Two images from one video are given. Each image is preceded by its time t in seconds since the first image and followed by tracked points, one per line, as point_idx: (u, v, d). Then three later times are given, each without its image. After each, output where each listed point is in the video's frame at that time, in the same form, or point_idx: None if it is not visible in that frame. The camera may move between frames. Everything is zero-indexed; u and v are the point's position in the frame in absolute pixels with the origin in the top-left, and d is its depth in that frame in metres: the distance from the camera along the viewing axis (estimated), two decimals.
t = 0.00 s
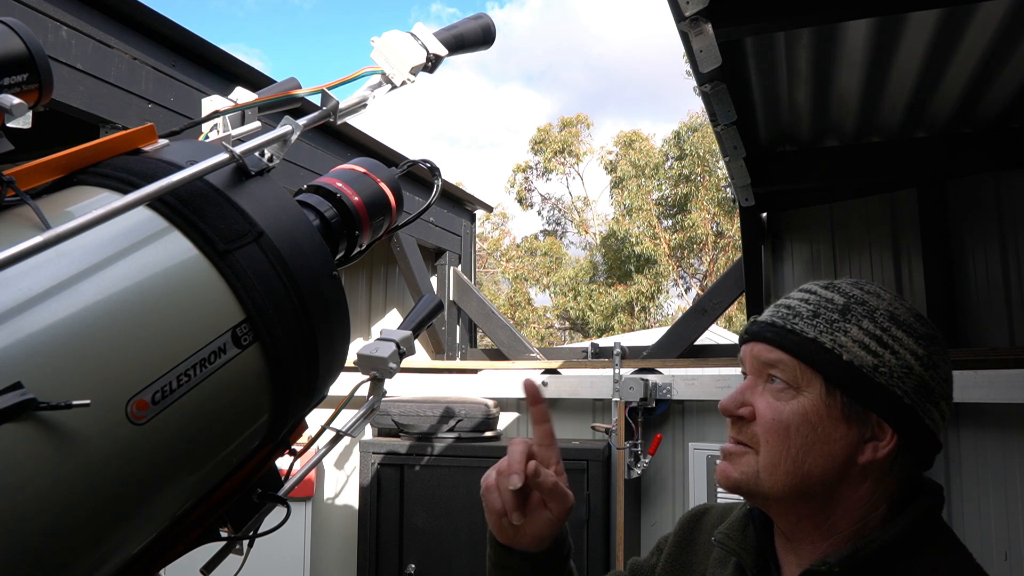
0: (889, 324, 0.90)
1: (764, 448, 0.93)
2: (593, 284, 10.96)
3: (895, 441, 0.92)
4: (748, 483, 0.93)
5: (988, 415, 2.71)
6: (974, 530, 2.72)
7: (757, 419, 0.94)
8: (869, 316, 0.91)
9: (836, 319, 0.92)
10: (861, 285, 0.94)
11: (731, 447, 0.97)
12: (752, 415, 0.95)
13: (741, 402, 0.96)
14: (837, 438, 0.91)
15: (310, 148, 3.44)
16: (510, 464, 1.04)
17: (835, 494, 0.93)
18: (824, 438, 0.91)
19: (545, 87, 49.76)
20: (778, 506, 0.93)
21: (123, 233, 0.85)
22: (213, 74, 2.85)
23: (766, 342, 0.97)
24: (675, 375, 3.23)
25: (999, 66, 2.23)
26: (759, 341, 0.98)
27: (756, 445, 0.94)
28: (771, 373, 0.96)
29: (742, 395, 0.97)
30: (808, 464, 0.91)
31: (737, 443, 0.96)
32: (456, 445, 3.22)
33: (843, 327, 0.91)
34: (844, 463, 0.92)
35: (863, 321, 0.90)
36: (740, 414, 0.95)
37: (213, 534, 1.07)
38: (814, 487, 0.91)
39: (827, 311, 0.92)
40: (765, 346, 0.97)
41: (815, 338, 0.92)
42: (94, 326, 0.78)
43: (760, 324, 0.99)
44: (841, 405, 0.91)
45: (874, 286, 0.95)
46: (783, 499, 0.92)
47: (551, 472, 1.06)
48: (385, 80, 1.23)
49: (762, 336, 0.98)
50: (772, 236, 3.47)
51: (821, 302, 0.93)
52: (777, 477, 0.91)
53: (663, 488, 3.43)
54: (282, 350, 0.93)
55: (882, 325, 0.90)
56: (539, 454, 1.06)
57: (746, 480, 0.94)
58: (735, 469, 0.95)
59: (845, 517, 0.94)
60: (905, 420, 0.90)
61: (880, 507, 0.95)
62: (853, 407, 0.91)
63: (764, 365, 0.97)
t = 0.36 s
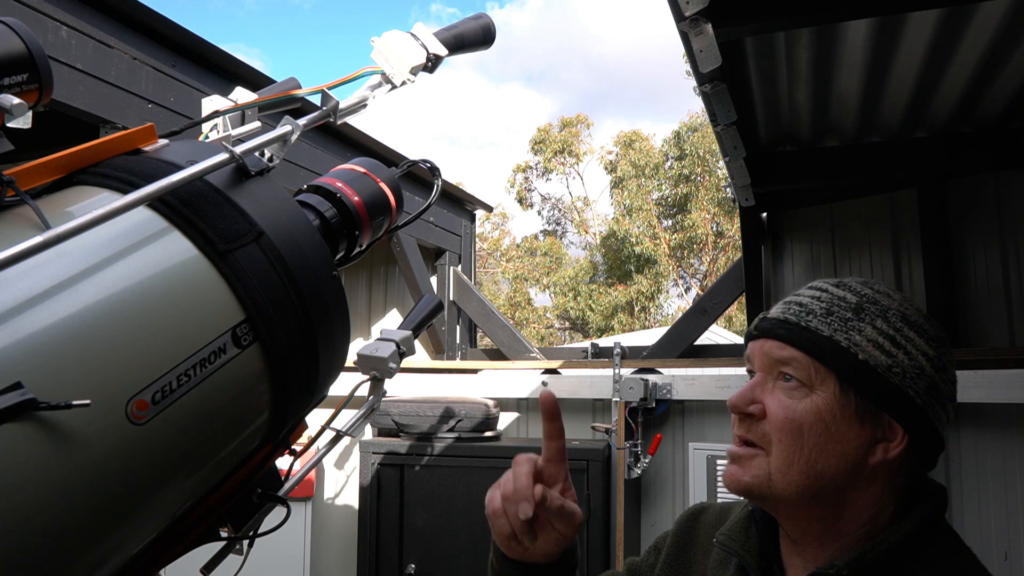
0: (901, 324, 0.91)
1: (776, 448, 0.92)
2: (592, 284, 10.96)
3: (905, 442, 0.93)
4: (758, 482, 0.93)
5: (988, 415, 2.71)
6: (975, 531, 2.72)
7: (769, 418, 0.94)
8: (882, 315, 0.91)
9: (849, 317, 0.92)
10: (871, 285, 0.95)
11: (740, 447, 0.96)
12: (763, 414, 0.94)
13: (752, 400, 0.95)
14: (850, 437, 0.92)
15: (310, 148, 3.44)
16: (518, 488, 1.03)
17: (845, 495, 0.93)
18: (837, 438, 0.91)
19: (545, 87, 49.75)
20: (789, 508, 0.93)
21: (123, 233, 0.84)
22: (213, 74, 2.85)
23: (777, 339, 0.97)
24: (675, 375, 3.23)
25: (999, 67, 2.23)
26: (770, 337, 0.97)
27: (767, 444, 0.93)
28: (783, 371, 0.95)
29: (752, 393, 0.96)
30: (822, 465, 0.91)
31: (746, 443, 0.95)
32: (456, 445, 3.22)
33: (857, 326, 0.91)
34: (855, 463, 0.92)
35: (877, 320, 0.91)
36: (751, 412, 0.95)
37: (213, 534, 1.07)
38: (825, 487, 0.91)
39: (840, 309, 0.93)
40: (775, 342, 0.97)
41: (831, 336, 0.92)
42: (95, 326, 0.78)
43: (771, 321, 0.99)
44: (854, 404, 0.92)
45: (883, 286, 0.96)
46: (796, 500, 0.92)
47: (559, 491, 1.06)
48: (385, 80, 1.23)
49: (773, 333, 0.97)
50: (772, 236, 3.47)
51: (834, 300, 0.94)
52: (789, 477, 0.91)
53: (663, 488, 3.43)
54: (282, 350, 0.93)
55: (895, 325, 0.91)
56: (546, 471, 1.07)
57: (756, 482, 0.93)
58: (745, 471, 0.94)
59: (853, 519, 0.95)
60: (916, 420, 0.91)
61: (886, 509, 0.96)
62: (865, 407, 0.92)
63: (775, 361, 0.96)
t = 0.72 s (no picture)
0: (909, 324, 0.91)
1: (781, 448, 0.93)
2: (592, 284, 10.96)
3: (912, 443, 0.92)
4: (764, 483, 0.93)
5: (987, 415, 2.71)
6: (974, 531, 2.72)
7: (774, 417, 0.94)
8: (891, 314, 0.91)
9: (858, 316, 0.92)
10: (881, 285, 0.95)
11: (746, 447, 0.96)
12: (768, 412, 0.95)
13: (757, 398, 0.96)
14: (855, 437, 0.92)
15: (310, 148, 3.44)
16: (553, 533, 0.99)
17: (853, 496, 0.93)
18: (843, 437, 0.91)
19: (545, 87, 49.74)
20: (795, 509, 0.93)
21: (123, 233, 0.85)
22: (213, 74, 2.85)
23: (784, 336, 0.97)
24: (675, 375, 3.23)
25: (999, 67, 2.23)
26: (777, 334, 0.98)
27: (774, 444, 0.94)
28: (789, 369, 0.96)
29: (757, 391, 0.97)
30: (827, 465, 0.91)
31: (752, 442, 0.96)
32: (456, 445, 3.22)
33: (865, 324, 0.91)
34: (861, 463, 0.92)
35: (886, 319, 0.91)
36: (756, 410, 0.95)
37: (213, 534, 1.07)
38: (831, 488, 0.91)
39: (848, 307, 0.92)
40: (782, 339, 0.97)
41: (838, 333, 0.91)
42: (95, 327, 0.78)
43: (778, 318, 0.98)
44: (860, 403, 0.92)
45: (892, 286, 0.96)
46: (803, 501, 0.92)
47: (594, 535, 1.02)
48: (385, 80, 1.23)
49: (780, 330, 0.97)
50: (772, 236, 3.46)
51: (843, 298, 0.93)
52: (794, 477, 0.91)
53: (663, 489, 3.43)
54: (282, 350, 0.93)
55: (903, 324, 0.90)
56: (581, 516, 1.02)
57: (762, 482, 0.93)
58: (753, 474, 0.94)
59: (860, 520, 0.95)
60: (922, 420, 0.90)
61: (892, 509, 0.95)
62: (870, 406, 0.92)
63: (781, 358, 0.96)
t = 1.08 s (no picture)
0: (890, 318, 0.85)
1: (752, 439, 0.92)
2: (592, 284, 10.96)
3: (889, 439, 0.87)
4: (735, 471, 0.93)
5: (987, 415, 2.71)
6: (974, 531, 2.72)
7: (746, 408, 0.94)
8: (870, 308, 0.86)
9: (833, 310, 0.88)
10: (870, 279, 0.89)
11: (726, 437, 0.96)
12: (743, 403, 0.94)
13: (736, 391, 0.95)
14: (823, 430, 0.88)
15: (310, 148, 3.44)
16: None
17: (827, 490, 0.90)
18: (810, 429, 0.89)
19: (545, 87, 49.75)
20: (770, 498, 0.92)
21: (123, 233, 0.84)
22: (213, 74, 2.85)
23: (763, 331, 0.95)
24: (675, 375, 3.24)
25: (998, 67, 2.23)
26: (757, 330, 0.96)
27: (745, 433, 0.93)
28: (766, 361, 0.94)
29: (737, 384, 0.96)
30: (794, 456, 0.89)
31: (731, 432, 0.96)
32: (456, 445, 3.22)
33: (838, 318, 0.87)
34: (833, 458, 0.89)
35: (862, 313, 0.86)
36: (734, 402, 0.95)
37: (213, 534, 1.06)
38: (798, 480, 0.89)
39: (826, 302, 0.89)
40: (760, 333, 0.96)
41: (807, 328, 0.89)
42: (94, 326, 0.78)
43: (763, 314, 0.96)
44: (829, 396, 0.88)
45: (887, 280, 0.90)
46: (772, 492, 0.91)
47: None
48: (385, 80, 1.23)
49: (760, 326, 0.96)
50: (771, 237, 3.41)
51: (823, 293, 0.89)
52: (758, 466, 0.91)
53: (663, 489, 3.44)
54: (282, 350, 0.93)
55: (882, 318, 0.85)
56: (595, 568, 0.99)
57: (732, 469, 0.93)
58: (727, 463, 0.95)
59: (843, 518, 0.91)
60: (902, 418, 0.85)
61: (883, 508, 0.90)
62: (840, 399, 0.88)
63: (758, 351, 0.95)
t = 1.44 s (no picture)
0: (889, 308, 0.77)
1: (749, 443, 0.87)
2: (592, 284, 10.96)
3: (892, 439, 0.78)
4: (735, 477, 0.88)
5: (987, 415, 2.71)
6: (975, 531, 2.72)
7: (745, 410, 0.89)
8: (867, 299, 0.78)
9: (828, 304, 0.80)
10: (874, 269, 0.81)
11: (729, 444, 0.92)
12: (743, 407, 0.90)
13: (738, 394, 0.91)
14: (819, 431, 0.82)
15: (310, 148, 3.44)
16: None
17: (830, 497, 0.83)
18: (806, 431, 0.83)
19: (544, 87, 49.75)
20: (772, 508, 0.86)
21: (123, 233, 0.85)
22: (213, 74, 2.85)
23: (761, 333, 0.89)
24: (675, 375, 3.24)
25: (998, 67, 2.23)
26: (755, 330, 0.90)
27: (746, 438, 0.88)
28: (763, 362, 0.89)
29: (740, 387, 0.92)
30: (790, 461, 0.83)
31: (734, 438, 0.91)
32: (456, 445, 3.22)
33: (832, 312, 0.80)
34: (831, 461, 0.82)
35: (858, 304, 0.78)
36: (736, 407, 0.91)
37: (213, 534, 1.07)
38: (795, 486, 0.83)
39: (821, 296, 0.81)
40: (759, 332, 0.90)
41: (799, 324, 0.82)
42: (94, 326, 0.78)
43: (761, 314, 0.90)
44: (824, 394, 0.82)
45: (894, 269, 0.81)
46: (771, 501, 0.85)
47: None
48: (385, 80, 1.23)
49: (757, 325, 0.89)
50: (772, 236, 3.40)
51: (819, 286, 0.82)
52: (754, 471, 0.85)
53: (663, 488, 3.44)
54: (282, 350, 0.93)
55: (880, 309, 0.77)
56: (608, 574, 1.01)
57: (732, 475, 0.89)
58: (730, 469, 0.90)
59: (850, 527, 0.83)
60: (906, 416, 0.75)
61: (896, 516, 0.81)
62: (835, 396, 0.81)
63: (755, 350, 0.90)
